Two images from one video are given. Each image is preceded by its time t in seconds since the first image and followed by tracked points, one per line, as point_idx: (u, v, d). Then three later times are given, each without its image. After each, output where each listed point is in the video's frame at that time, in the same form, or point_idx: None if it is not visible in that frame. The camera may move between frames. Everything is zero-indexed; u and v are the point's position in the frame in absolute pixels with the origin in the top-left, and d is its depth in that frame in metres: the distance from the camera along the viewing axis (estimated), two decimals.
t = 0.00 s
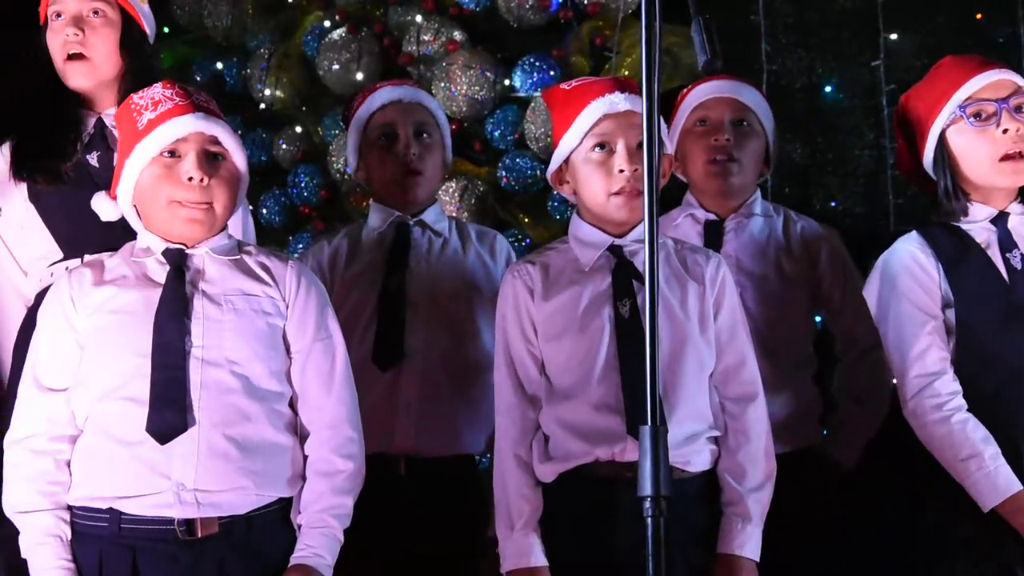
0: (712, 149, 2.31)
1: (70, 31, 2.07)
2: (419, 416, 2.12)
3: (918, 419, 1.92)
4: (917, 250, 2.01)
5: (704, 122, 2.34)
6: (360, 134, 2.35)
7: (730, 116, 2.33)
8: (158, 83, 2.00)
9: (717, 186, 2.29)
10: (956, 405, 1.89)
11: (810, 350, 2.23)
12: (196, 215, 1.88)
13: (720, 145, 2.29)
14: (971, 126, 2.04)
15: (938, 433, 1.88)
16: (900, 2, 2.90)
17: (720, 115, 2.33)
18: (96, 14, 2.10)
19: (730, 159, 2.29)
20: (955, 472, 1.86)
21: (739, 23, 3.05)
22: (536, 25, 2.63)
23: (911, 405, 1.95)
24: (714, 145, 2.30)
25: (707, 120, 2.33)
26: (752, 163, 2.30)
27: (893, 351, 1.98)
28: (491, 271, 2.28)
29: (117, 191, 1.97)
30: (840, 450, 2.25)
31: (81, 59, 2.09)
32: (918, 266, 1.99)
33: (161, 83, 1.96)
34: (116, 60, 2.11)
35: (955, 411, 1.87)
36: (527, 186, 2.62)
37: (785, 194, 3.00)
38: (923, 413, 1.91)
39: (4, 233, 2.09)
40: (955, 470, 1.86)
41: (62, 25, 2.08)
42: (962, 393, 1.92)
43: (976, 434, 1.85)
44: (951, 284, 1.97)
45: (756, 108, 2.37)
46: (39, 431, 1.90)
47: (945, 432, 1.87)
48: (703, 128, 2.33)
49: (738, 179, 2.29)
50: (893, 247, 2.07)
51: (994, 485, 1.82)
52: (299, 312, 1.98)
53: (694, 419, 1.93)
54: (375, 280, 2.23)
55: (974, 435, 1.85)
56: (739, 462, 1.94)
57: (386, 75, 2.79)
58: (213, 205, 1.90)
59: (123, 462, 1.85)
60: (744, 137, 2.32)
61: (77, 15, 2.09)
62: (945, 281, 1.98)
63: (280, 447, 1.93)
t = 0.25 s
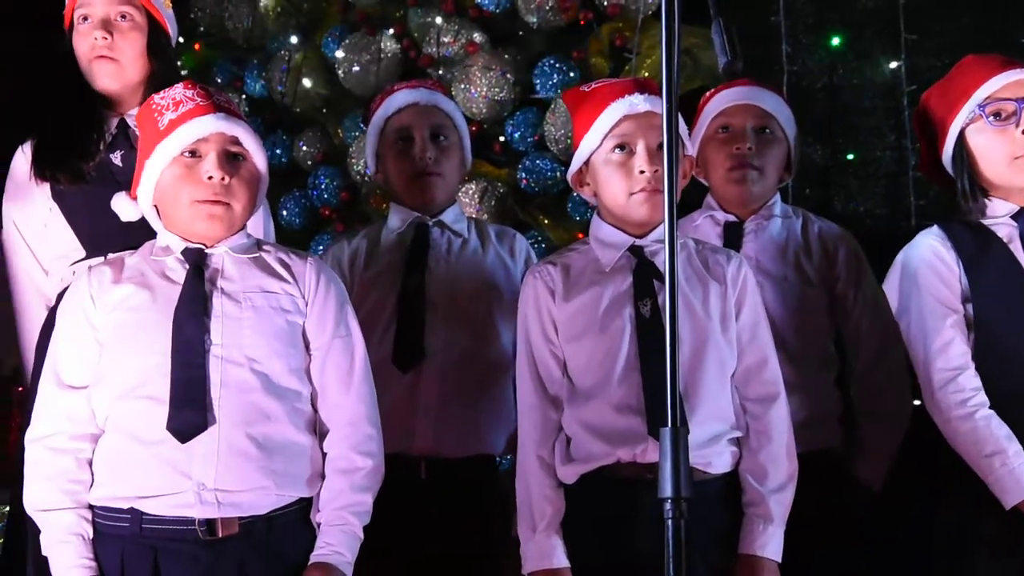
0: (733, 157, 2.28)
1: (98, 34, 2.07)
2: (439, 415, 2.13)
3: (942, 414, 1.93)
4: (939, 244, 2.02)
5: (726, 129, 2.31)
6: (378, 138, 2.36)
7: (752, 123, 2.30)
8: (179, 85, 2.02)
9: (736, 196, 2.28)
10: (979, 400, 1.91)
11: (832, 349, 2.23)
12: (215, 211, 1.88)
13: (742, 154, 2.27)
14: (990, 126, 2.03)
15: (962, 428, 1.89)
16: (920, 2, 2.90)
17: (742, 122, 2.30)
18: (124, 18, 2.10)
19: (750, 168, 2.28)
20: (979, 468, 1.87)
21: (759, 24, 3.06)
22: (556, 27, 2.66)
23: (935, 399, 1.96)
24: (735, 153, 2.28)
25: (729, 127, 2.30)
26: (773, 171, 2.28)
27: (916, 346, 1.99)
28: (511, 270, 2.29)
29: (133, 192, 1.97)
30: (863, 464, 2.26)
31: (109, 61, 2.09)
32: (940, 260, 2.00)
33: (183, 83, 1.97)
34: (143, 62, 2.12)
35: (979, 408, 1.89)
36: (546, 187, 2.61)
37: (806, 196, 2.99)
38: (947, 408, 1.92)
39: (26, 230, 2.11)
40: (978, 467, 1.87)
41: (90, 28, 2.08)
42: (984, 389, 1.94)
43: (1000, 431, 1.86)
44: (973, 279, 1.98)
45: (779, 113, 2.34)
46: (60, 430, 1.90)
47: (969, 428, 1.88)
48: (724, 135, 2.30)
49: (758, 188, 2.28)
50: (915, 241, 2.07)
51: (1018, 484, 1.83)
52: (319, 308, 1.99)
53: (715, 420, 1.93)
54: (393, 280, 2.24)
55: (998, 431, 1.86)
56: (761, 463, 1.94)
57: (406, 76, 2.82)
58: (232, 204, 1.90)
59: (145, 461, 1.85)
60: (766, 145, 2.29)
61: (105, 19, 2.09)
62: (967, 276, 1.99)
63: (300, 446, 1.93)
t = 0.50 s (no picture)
0: (761, 150, 2.31)
1: (130, 35, 2.08)
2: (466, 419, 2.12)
3: (969, 420, 1.94)
4: (968, 249, 2.02)
5: (755, 122, 2.34)
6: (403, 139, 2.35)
7: (781, 118, 2.33)
8: (206, 82, 2.01)
9: (764, 190, 2.30)
10: (1008, 406, 1.91)
11: (860, 349, 2.24)
12: (243, 206, 1.89)
13: (770, 146, 2.30)
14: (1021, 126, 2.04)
15: (989, 434, 1.90)
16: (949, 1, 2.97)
17: (771, 116, 2.33)
18: (156, 19, 2.11)
19: (778, 161, 2.30)
20: (1006, 474, 1.88)
21: (786, 22, 3.03)
22: (582, 27, 2.64)
23: (962, 403, 1.97)
24: (764, 146, 2.30)
25: (758, 120, 2.34)
26: (801, 165, 2.30)
27: (944, 351, 1.99)
28: (538, 270, 2.28)
29: (162, 190, 1.98)
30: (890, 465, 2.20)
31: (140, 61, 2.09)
32: (969, 265, 2.01)
33: (210, 81, 1.97)
34: (174, 64, 2.12)
35: (1006, 414, 1.89)
36: (572, 186, 2.61)
37: (834, 194, 2.96)
38: (974, 414, 1.93)
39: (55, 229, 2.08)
40: (1006, 472, 1.88)
41: (122, 29, 2.09)
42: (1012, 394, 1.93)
43: None
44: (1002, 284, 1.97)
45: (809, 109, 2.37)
46: (88, 429, 1.90)
47: (996, 434, 1.89)
48: (753, 128, 2.34)
49: (786, 182, 2.30)
50: (945, 245, 2.07)
51: None
52: (346, 305, 1.98)
53: (742, 421, 1.93)
54: (419, 281, 2.23)
55: None
56: (787, 465, 1.93)
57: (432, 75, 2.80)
58: (260, 199, 1.91)
59: (173, 461, 1.86)
60: (795, 138, 2.32)
61: (137, 20, 2.10)
62: (997, 282, 1.98)
63: (327, 444, 1.92)
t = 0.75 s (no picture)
0: (821, 149, 2.30)
1: (191, 33, 2.07)
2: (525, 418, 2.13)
3: None
4: None
5: (815, 122, 2.32)
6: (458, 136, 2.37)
7: (840, 117, 2.31)
8: (264, 83, 2.00)
9: (826, 194, 2.31)
10: None
11: (917, 349, 2.25)
12: (300, 206, 1.87)
13: (830, 146, 2.29)
14: None
15: None
16: None
17: (830, 115, 2.31)
18: (217, 18, 2.11)
19: (839, 161, 2.29)
20: None
21: (845, 19, 3.08)
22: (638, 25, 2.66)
23: None
24: (824, 146, 2.30)
25: (817, 120, 2.32)
26: (862, 165, 2.30)
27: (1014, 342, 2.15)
28: (594, 269, 2.28)
29: (223, 192, 1.98)
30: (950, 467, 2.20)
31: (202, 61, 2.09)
32: None
33: (267, 82, 1.95)
34: (236, 64, 2.12)
35: None
36: (630, 185, 2.63)
37: (894, 193, 2.98)
38: None
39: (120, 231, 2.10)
40: None
41: (184, 28, 2.09)
42: None
43: None
44: None
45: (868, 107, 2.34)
46: (150, 429, 1.90)
47: None
48: (812, 128, 2.32)
49: (847, 183, 2.30)
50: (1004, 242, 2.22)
51: None
52: (403, 305, 1.96)
53: (803, 420, 1.92)
54: (476, 280, 2.25)
55: None
56: (849, 465, 1.92)
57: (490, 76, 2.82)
58: (316, 199, 1.89)
59: (234, 460, 1.85)
60: (854, 137, 2.30)
61: (199, 20, 2.09)
62: None
63: (385, 444, 1.91)
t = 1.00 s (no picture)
0: (879, 146, 2.31)
1: (253, 32, 2.09)
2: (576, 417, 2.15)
3: None
4: None
5: (871, 119, 2.32)
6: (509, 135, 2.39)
7: (898, 113, 2.31)
8: (317, 84, 1.98)
9: (882, 189, 2.33)
10: None
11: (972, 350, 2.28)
12: (353, 213, 1.86)
13: (887, 143, 2.30)
14: None
15: None
16: None
17: (888, 112, 2.31)
18: (278, 18, 2.12)
19: (897, 157, 2.31)
20: None
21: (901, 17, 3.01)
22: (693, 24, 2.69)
23: None
24: (881, 142, 2.31)
25: (874, 116, 2.32)
26: (920, 161, 2.31)
27: None
28: (646, 268, 2.29)
29: (275, 191, 1.96)
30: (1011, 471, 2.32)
31: (262, 61, 2.11)
32: None
33: (319, 84, 1.93)
34: (294, 64, 2.13)
35: None
36: (683, 185, 2.66)
37: (950, 191, 2.94)
38: None
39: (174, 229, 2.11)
40: None
41: (245, 28, 2.10)
42: None
43: None
44: None
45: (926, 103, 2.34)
46: (205, 428, 1.88)
47: None
48: (869, 124, 2.32)
49: (904, 179, 2.32)
50: None
51: None
52: (457, 304, 1.91)
53: (858, 419, 1.91)
54: (528, 279, 2.27)
55: None
56: (905, 464, 1.91)
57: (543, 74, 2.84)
58: (369, 203, 1.86)
59: (286, 458, 1.81)
60: (912, 134, 2.31)
61: (260, 19, 2.11)
62: None
63: (439, 443, 1.85)
